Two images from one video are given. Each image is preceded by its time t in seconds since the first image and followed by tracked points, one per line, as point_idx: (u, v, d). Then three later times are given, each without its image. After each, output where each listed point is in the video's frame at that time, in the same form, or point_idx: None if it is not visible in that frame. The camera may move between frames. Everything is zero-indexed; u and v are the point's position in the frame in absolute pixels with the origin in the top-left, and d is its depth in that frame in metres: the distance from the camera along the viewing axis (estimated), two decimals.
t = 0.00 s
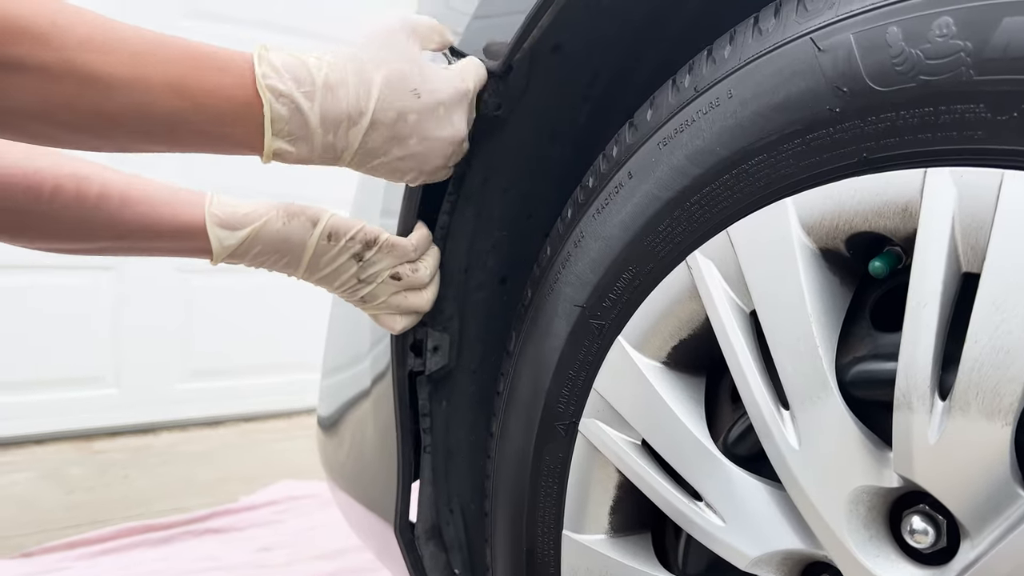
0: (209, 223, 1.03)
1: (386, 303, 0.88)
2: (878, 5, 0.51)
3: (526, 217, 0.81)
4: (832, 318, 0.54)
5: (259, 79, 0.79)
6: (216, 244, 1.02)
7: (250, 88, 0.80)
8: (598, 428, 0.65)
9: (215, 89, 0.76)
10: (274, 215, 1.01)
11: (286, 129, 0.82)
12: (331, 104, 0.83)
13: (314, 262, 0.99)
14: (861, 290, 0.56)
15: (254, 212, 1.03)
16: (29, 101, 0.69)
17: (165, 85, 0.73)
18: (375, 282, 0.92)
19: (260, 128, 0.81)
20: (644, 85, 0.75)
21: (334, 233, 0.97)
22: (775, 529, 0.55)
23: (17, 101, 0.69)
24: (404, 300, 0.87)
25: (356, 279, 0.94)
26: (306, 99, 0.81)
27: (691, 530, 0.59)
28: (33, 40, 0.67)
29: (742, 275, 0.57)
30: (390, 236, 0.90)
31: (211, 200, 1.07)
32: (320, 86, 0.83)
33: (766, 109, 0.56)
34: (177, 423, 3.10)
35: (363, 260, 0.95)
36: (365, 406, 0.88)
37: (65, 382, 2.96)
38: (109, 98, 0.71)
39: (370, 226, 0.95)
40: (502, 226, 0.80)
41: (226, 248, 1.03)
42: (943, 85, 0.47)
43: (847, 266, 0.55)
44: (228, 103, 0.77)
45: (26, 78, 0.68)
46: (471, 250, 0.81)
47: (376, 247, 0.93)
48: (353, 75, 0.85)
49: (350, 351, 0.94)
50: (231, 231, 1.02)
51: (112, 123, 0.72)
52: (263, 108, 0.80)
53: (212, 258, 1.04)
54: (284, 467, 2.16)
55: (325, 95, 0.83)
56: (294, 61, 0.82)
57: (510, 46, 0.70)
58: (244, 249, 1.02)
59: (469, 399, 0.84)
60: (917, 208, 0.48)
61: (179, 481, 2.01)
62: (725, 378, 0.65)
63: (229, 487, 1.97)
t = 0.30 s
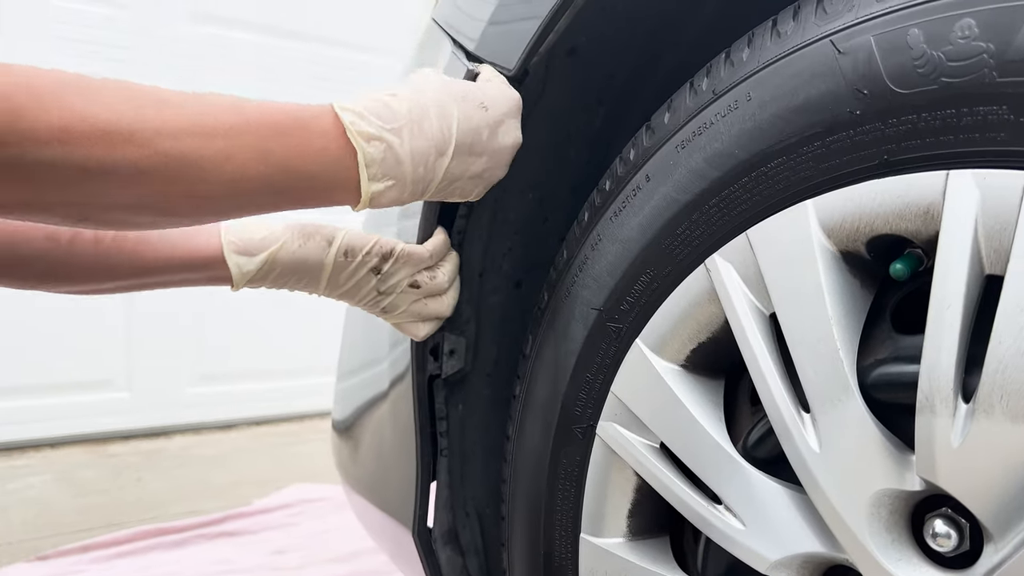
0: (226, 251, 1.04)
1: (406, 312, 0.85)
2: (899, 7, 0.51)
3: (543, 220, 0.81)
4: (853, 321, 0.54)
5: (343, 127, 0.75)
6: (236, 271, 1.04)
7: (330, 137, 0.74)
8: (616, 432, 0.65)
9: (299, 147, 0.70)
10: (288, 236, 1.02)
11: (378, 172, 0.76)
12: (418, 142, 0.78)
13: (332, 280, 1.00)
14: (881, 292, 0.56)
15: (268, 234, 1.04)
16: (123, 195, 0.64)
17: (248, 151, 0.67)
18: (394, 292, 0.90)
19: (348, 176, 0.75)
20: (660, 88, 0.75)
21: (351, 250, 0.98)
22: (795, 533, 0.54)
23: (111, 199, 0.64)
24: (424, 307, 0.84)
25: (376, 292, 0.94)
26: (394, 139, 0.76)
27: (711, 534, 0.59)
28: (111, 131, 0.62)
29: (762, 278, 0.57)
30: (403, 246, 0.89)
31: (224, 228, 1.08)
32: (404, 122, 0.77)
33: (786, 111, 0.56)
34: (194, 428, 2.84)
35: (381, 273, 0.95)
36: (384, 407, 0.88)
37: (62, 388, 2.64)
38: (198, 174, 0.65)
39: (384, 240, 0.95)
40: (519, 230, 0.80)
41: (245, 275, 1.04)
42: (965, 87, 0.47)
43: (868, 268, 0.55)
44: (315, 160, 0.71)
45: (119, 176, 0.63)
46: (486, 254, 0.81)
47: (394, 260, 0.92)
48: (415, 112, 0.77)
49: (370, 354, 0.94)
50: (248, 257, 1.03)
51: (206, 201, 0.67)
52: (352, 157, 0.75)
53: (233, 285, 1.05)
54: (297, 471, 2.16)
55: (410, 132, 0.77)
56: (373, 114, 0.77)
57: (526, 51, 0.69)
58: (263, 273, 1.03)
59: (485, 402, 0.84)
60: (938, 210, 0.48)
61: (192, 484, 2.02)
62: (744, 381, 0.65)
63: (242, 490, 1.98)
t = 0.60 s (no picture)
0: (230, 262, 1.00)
1: (411, 318, 0.84)
2: (909, 8, 0.51)
3: (551, 222, 0.81)
4: (863, 322, 0.54)
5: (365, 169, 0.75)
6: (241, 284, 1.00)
7: (357, 186, 0.74)
8: (625, 434, 0.66)
9: (330, 202, 0.70)
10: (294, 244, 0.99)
11: (411, 205, 0.76)
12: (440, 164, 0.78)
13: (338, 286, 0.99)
14: (892, 293, 0.56)
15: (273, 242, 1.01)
16: (184, 301, 0.65)
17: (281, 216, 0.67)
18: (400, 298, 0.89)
19: (382, 216, 0.75)
20: (668, 90, 0.75)
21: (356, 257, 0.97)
22: (806, 534, 0.54)
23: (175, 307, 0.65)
24: (429, 313, 0.83)
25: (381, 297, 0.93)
26: (417, 166, 0.77)
27: (721, 536, 0.59)
28: (149, 244, 0.63)
29: (772, 279, 0.57)
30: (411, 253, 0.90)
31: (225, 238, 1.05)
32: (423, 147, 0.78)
33: (796, 113, 0.56)
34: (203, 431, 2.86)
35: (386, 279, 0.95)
36: (393, 412, 0.89)
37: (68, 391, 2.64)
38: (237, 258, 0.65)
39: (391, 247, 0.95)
40: (527, 232, 0.80)
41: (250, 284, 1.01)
42: (975, 88, 0.47)
43: (878, 269, 0.55)
44: (348, 212, 0.71)
45: (172, 288, 0.64)
46: (495, 256, 0.81)
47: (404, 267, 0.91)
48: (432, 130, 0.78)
49: (380, 359, 0.94)
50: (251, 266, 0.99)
51: (259, 278, 0.67)
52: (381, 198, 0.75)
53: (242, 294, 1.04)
54: (306, 474, 2.16)
55: (431, 155, 0.78)
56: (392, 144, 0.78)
57: (535, 54, 0.70)
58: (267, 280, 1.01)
59: (493, 404, 0.85)
60: (949, 211, 0.48)
61: (200, 487, 2.03)
62: (754, 383, 0.65)
63: (250, 493, 1.99)
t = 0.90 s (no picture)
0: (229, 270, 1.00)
1: (410, 325, 0.86)
2: (911, 11, 0.51)
3: (554, 224, 0.81)
4: (866, 324, 0.54)
5: (335, 153, 0.74)
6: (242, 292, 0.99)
7: (334, 181, 0.72)
8: (629, 436, 0.66)
9: (311, 195, 0.68)
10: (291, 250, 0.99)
11: (386, 187, 0.76)
12: (415, 146, 0.80)
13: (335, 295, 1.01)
14: (894, 295, 0.56)
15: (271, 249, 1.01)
16: (177, 314, 0.62)
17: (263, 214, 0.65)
18: (398, 305, 0.90)
19: (362, 208, 0.73)
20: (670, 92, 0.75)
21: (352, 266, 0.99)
22: (809, 536, 0.54)
23: (169, 322, 0.62)
24: (426, 318, 0.85)
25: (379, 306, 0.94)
26: (389, 149, 0.78)
27: (724, 538, 0.59)
28: (129, 260, 0.60)
29: (775, 281, 0.57)
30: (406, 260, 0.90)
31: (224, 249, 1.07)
32: (394, 128, 0.80)
33: (798, 115, 0.56)
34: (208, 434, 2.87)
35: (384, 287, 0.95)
36: (397, 415, 0.89)
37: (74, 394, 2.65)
38: (224, 262, 0.62)
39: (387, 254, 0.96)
40: (530, 234, 0.81)
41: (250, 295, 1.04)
42: (975, 91, 0.47)
43: (880, 271, 0.55)
44: (330, 206, 0.69)
45: (166, 304, 0.61)
46: (498, 258, 0.82)
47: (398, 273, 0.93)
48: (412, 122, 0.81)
49: (383, 364, 0.94)
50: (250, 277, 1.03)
51: (249, 281, 0.64)
52: (360, 189, 0.74)
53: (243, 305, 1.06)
54: (310, 476, 2.16)
55: (404, 135, 0.80)
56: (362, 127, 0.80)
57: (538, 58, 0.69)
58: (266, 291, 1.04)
59: (497, 406, 0.85)
60: (951, 214, 0.48)
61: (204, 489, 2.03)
62: (757, 384, 0.65)
63: (253, 495, 2.00)
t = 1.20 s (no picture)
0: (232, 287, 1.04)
1: (413, 337, 0.84)
2: (910, 27, 0.51)
3: (555, 234, 0.82)
4: (865, 338, 0.54)
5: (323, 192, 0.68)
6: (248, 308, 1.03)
7: (320, 220, 0.66)
8: (631, 447, 0.66)
9: (293, 237, 0.62)
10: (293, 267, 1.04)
11: (376, 229, 0.70)
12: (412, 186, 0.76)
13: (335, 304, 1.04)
14: (894, 309, 0.56)
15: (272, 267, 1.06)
16: (130, 365, 0.56)
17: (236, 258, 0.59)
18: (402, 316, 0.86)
19: (350, 251, 0.67)
20: (671, 103, 0.76)
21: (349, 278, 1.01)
22: (809, 548, 0.55)
23: (119, 375, 0.56)
24: (429, 331, 0.83)
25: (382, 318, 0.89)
26: (382, 186, 0.72)
27: (726, 550, 0.59)
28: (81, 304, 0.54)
29: (775, 295, 0.57)
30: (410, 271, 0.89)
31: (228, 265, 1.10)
32: (390, 166, 0.75)
33: (798, 129, 0.56)
34: (208, 437, 2.86)
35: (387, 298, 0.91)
36: (399, 423, 0.90)
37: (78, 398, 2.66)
38: (188, 309, 0.57)
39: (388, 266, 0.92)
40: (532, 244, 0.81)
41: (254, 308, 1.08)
42: (974, 107, 0.47)
43: (880, 285, 0.55)
44: (313, 247, 0.63)
45: (127, 352, 0.55)
46: (500, 268, 0.82)
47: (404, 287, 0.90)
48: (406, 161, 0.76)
49: (386, 369, 0.94)
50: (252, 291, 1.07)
51: (214, 331, 0.58)
52: (347, 226, 0.68)
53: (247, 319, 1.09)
54: (314, 481, 2.16)
55: (399, 174, 0.75)
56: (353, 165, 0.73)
57: (540, 69, 0.70)
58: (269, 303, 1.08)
59: (499, 415, 0.85)
60: (950, 228, 0.49)
61: (207, 494, 2.04)
62: (757, 396, 0.65)
63: (256, 500, 2.00)
